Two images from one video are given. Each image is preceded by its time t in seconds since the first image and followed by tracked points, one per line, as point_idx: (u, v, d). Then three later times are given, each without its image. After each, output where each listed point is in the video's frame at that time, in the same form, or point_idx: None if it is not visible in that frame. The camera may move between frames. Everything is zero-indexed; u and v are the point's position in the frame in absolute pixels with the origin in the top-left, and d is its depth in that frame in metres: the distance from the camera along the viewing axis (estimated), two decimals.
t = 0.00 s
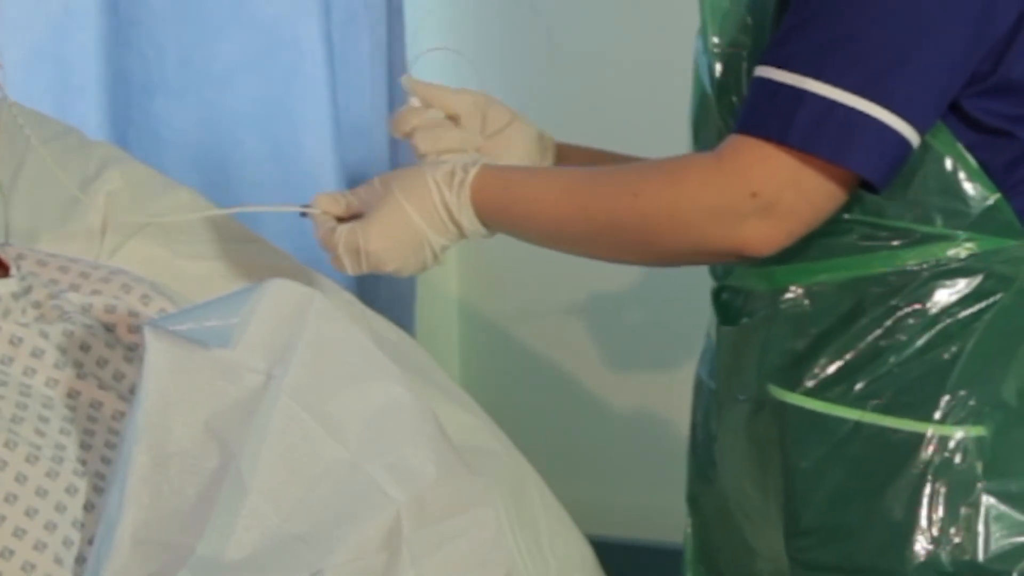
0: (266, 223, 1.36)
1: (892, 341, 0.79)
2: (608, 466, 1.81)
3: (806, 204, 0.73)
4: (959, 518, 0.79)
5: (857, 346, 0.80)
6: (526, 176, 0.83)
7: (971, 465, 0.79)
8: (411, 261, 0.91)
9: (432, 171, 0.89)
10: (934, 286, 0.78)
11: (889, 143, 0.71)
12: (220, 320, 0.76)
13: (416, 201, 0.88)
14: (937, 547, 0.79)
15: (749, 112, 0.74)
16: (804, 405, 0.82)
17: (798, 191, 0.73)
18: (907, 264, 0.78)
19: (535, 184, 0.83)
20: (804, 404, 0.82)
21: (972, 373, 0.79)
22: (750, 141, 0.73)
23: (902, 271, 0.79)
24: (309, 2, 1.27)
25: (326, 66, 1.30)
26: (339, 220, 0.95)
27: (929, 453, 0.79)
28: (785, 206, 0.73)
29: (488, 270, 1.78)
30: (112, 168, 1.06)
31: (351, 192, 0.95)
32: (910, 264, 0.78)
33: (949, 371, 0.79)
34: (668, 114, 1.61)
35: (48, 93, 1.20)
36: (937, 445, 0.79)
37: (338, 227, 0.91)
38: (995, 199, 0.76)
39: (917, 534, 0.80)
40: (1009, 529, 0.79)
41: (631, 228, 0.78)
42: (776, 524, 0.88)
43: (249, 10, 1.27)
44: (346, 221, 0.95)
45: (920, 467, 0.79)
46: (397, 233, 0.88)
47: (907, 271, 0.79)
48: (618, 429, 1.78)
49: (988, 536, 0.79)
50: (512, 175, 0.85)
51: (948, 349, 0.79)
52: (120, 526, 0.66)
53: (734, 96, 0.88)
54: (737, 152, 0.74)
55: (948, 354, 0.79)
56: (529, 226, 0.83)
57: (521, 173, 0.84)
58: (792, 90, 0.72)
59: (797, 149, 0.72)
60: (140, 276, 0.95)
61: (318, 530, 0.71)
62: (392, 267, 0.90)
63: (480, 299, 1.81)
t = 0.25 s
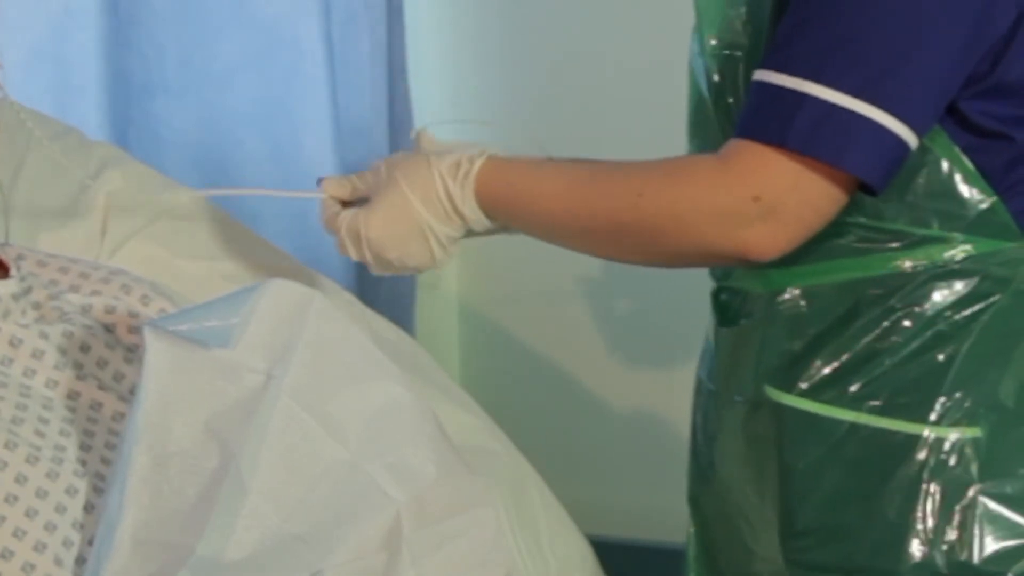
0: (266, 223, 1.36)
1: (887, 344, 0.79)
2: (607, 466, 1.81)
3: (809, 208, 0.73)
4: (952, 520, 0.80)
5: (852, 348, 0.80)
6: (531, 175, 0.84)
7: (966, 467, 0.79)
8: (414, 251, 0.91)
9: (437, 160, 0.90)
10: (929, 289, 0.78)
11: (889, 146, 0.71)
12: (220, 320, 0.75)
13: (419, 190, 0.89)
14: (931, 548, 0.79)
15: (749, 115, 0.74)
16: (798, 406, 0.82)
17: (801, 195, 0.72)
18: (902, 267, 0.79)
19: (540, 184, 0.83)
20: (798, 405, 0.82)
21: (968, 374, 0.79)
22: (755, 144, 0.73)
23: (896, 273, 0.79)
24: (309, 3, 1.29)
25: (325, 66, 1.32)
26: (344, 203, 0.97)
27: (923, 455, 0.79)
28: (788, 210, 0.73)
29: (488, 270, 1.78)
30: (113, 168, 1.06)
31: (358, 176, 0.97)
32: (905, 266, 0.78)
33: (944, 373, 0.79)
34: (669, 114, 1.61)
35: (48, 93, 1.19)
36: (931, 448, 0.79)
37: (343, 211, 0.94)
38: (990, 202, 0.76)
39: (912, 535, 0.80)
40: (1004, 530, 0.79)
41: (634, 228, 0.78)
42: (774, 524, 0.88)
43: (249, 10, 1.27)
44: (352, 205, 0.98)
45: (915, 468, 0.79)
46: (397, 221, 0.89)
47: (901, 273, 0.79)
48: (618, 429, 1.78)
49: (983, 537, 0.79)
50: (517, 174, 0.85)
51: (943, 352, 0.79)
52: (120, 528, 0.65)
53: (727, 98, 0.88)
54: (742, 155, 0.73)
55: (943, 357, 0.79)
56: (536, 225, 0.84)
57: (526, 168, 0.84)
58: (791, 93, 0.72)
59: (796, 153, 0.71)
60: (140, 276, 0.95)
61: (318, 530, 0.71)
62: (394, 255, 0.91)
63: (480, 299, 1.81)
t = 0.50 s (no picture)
0: (266, 223, 1.36)
1: (891, 344, 0.79)
2: (608, 466, 1.81)
3: (825, 207, 0.73)
4: (959, 520, 0.79)
5: (858, 348, 0.80)
6: (543, 169, 0.83)
7: (972, 468, 0.79)
8: (425, 241, 0.90)
9: (446, 151, 0.88)
10: (933, 288, 0.78)
11: (905, 144, 0.71)
12: (220, 321, 0.75)
13: (428, 180, 0.87)
14: (938, 548, 0.80)
15: (763, 114, 0.74)
16: (801, 405, 0.82)
17: (817, 195, 0.72)
18: (908, 266, 0.78)
19: (552, 177, 0.82)
20: (801, 404, 0.82)
21: (973, 374, 0.79)
22: (770, 143, 0.73)
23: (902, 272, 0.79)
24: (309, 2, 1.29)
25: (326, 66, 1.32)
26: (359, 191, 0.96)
27: (930, 455, 0.79)
28: (804, 210, 0.73)
29: (489, 270, 1.79)
30: (112, 169, 1.06)
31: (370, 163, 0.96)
32: (911, 266, 0.78)
33: (949, 373, 0.79)
34: (669, 114, 1.61)
35: (49, 93, 1.19)
36: (937, 447, 0.79)
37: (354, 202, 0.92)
38: (997, 200, 0.76)
39: (917, 535, 0.80)
40: (1011, 530, 0.79)
41: (648, 225, 0.78)
42: (776, 524, 0.87)
43: (249, 10, 1.27)
44: (366, 193, 0.96)
45: (921, 468, 0.79)
46: (407, 211, 0.88)
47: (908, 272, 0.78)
48: (618, 429, 1.78)
49: (990, 537, 0.79)
50: (529, 168, 0.84)
51: (949, 352, 0.79)
52: (120, 528, 0.65)
53: (737, 95, 0.88)
54: (758, 154, 0.73)
55: (949, 356, 0.79)
56: (547, 220, 0.83)
57: (538, 162, 0.84)
58: (807, 92, 0.71)
59: (813, 151, 0.71)
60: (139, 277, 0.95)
61: (318, 530, 0.71)
62: (404, 246, 0.90)
63: (480, 299, 1.81)
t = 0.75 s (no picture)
0: (266, 223, 1.36)
1: (893, 344, 0.79)
2: (608, 466, 1.81)
3: (831, 207, 0.73)
4: (962, 520, 0.80)
5: (859, 349, 0.80)
6: (548, 167, 0.83)
7: (975, 468, 0.79)
8: (426, 236, 0.90)
9: (449, 146, 0.88)
10: (936, 289, 0.78)
11: (909, 144, 0.71)
12: (220, 320, 0.75)
13: (430, 175, 0.87)
14: (941, 549, 0.79)
15: (769, 114, 0.74)
16: (804, 405, 0.82)
17: (823, 195, 0.72)
18: (912, 267, 0.78)
19: (558, 175, 0.82)
20: (805, 404, 0.82)
21: (975, 375, 0.79)
22: (776, 143, 0.73)
23: (905, 272, 0.79)
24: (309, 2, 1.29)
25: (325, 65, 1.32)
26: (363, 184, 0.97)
27: (933, 456, 0.79)
28: (811, 209, 0.73)
29: (489, 268, 1.79)
30: (112, 169, 1.06)
31: (374, 156, 0.96)
32: (915, 266, 0.78)
33: (953, 373, 0.79)
34: (669, 114, 1.61)
35: (49, 92, 1.19)
36: (939, 448, 0.79)
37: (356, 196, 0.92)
38: (1000, 201, 0.76)
39: (920, 536, 0.80)
40: (1013, 530, 0.79)
41: (653, 223, 0.78)
42: (777, 524, 0.87)
43: (249, 10, 1.27)
44: (371, 186, 0.97)
45: (924, 468, 0.79)
46: (408, 207, 0.88)
47: (912, 273, 0.78)
48: (619, 429, 1.78)
49: (992, 537, 0.79)
50: (534, 166, 0.84)
51: (952, 352, 0.79)
52: (120, 528, 0.65)
53: (738, 95, 0.88)
54: (764, 154, 0.73)
55: (953, 357, 0.79)
56: (553, 218, 0.83)
57: (542, 160, 0.84)
58: (813, 92, 0.71)
59: (820, 151, 0.71)
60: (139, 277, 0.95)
61: (318, 530, 0.71)
62: (405, 242, 0.90)
63: (480, 299, 1.81)
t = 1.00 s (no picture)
0: (266, 223, 1.36)
1: (893, 345, 0.79)
2: (608, 466, 1.81)
3: (832, 209, 0.73)
4: (962, 521, 0.80)
5: (858, 349, 0.81)
6: (550, 166, 0.83)
7: (974, 468, 0.79)
8: (429, 229, 0.90)
9: (452, 140, 0.88)
10: (936, 289, 0.78)
11: (909, 144, 0.71)
12: (220, 320, 0.76)
13: (433, 170, 0.87)
14: (940, 549, 0.79)
15: (768, 115, 0.74)
16: (804, 406, 0.82)
17: (824, 196, 0.72)
18: (912, 267, 0.78)
19: (560, 174, 0.82)
20: (805, 405, 0.82)
21: (975, 375, 0.79)
22: (776, 144, 0.73)
23: (905, 273, 0.79)
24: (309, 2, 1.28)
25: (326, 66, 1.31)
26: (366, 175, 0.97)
27: (932, 456, 0.79)
28: (811, 211, 0.73)
29: (488, 265, 1.78)
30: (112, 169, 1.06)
31: (376, 148, 0.96)
32: (915, 266, 0.78)
33: (952, 374, 0.79)
34: (669, 114, 1.61)
35: (49, 93, 1.20)
36: (939, 448, 0.79)
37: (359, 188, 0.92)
38: (1000, 201, 0.76)
39: (919, 536, 0.80)
40: (1011, 531, 0.79)
41: (653, 223, 0.78)
42: (777, 524, 0.88)
43: (249, 10, 1.27)
44: (373, 178, 0.97)
45: (923, 468, 0.79)
46: (411, 200, 0.88)
47: (911, 273, 0.79)
48: (619, 429, 1.78)
49: (991, 538, 0.79)
50: (537, 165, 0.84)
51: (951, 353, 0.79)
52: (120, 528, 0.65)
53: (738, 96, 0.88)
54: (764, 155, 0.73)
55: (952, 357, 0.79)
56: (553, 216, 0.83)
57: (544, 158, 0.84)
58: (813, 93, 0.71)
59: (819, 152, 0.71)
60: (139, 277, 0.95)
61: (319, 531, 0.71)
62: (407, 235, 0.90)
63: (480, 299, 1.81)
